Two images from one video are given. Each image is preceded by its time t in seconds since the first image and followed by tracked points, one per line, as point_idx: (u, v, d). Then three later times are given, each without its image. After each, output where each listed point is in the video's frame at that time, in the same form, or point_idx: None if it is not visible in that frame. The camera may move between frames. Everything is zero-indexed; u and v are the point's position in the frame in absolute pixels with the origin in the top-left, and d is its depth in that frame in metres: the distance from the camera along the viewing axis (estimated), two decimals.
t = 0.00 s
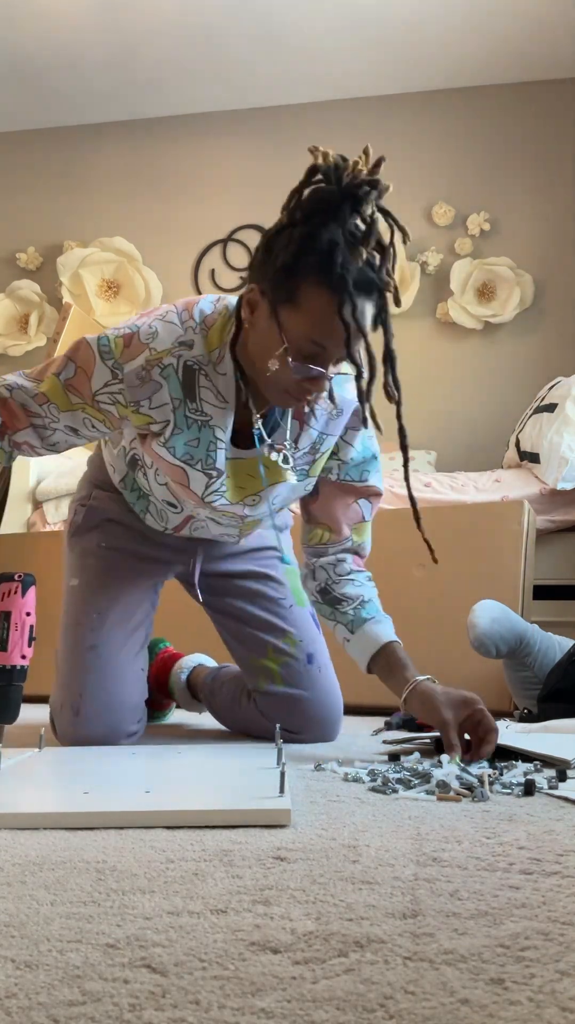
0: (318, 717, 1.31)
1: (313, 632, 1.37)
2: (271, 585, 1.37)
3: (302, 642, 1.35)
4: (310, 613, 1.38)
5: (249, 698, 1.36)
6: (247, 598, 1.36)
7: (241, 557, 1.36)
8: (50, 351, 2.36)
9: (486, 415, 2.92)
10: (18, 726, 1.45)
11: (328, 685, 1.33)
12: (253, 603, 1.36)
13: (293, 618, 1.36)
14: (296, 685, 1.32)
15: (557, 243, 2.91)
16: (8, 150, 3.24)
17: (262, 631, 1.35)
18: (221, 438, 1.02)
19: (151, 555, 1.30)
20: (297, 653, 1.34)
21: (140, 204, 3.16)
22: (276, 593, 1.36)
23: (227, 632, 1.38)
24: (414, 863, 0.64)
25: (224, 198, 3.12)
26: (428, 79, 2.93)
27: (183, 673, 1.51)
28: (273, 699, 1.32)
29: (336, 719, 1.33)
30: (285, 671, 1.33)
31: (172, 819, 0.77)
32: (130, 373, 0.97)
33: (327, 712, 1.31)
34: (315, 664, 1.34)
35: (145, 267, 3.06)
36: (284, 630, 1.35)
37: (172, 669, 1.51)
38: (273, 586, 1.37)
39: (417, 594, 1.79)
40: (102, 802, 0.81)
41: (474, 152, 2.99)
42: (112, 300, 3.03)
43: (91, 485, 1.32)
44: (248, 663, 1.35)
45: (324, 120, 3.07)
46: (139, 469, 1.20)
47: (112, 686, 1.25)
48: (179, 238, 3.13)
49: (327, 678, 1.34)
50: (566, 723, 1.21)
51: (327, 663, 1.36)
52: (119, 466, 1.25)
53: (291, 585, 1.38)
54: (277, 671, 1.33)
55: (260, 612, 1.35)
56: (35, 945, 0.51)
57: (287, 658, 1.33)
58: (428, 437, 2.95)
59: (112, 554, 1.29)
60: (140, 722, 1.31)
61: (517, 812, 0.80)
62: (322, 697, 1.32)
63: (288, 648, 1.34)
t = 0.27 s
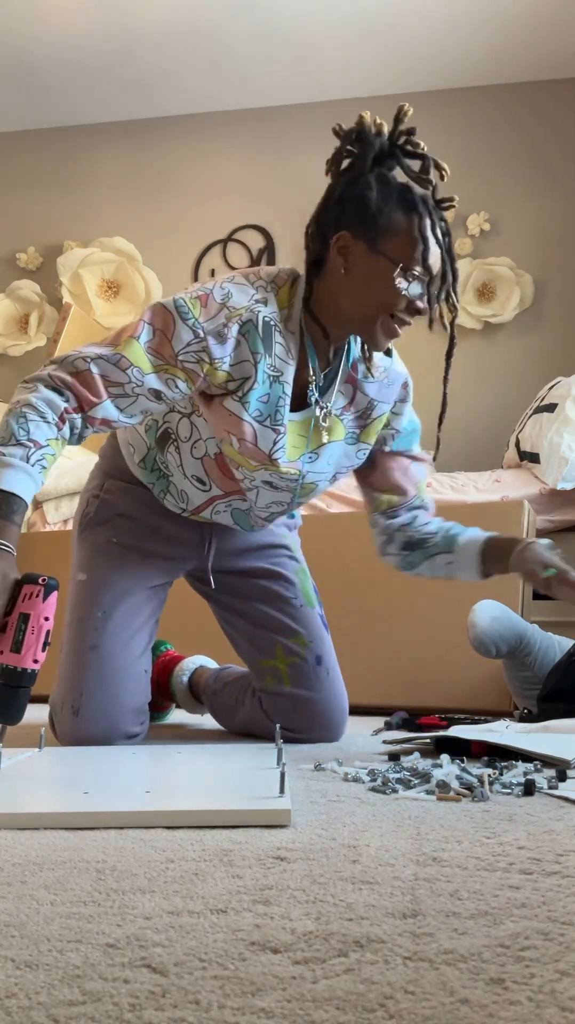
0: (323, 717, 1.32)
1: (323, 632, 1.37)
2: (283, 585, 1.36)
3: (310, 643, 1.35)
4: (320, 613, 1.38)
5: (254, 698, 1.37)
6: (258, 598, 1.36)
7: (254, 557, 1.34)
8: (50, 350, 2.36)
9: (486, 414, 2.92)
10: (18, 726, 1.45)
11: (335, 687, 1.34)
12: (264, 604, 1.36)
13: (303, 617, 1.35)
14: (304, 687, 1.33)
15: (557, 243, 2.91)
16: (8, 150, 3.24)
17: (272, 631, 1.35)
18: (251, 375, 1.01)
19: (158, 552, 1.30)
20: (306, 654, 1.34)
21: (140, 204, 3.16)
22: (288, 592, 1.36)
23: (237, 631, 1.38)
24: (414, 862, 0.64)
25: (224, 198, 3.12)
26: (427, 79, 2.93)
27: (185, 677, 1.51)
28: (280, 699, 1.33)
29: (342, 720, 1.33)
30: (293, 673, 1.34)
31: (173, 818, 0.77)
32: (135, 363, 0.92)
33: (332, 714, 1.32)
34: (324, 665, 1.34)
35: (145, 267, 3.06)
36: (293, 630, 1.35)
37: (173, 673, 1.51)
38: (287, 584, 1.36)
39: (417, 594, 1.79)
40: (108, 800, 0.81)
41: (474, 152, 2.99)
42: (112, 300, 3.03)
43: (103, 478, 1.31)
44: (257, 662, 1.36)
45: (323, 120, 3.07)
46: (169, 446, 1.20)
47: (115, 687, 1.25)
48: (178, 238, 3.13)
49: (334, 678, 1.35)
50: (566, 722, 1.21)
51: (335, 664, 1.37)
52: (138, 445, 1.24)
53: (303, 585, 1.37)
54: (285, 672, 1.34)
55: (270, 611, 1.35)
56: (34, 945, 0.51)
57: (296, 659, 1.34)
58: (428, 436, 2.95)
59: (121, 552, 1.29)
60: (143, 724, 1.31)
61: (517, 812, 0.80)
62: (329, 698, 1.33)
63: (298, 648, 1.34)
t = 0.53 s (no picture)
0: (323, 717, 1.31)
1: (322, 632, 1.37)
2: (282, 584, 1.36)
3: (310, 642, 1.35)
4: (319, 613, 1.38)
5: (254, 698, 1.36)
6: (257, 598, 1.36)
7: (252, 556, 1.35)
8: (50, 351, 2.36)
9: (486, 414, 2.92)
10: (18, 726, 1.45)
11: (335, 686, 1.34)
12: (263, 603, 1.36)
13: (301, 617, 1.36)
14: (303, 686, 1.32)
15: (557, 244, 2.91)
16: (8, 150, 3.24)
17: (272, 631, 1.35)
18: (229, 375, 1.03)
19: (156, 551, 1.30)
20: (306, 654, 1.34)
21: (140, 204, 3.17)
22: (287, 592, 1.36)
23: (236, 631, 1.38)
24: (414, 863, 0.64)
25: (224, 198, 3.12)
26: (427, 79, 2.93)
27: (185, 677, 1.51)
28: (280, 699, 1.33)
29: (342, 719, 1.33)
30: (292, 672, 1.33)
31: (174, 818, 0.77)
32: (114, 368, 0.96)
33: (333, 713, 1.31)
34: (323, 665, 1.34)
35: (145, 267, 3.06)
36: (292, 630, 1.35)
37: (173, 674, 1.51)
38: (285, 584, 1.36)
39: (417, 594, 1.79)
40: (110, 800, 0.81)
41: (474, 152, 2.99)
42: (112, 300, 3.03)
43: (100, 478, 1.31)
44: (257, 662, 1.35)
45: (323, 120, 3.07)
46: (162, 446, 1.19)
47: (116, 687, 1.26)
48: (178, 238, 3.13)
49: (333, 678, 1.34)
50: (566, 722, 1.21)
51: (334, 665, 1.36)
52: (132, 445, 1.25)
53: (301, 584, 1.37)
54: (285, 671, 1.34)
55: (269, 611, 1.35)
56: (35, 945, 0.51)
57: (295, 658, 1.33)
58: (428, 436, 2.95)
59: (121, 551, 1.28)
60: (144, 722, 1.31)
61: (517, 812, 0.80)
62: (329, 698, 1.32)
63: (297, 648, 1.34)
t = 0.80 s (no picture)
0: (320, 717, 1.31)
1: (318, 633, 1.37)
2: (274, 585, 1.36)
3: (305, 643, 1.35)
4: (312, 614, 1.38)
5: (252, 698, 1.36)
6: (250, 599, 1.36)
7: (244, 557, 1.35)
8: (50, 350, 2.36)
9: (486, 414, 2.92)
10: (18, 726, 1.45)
11: (332, 686, 1.33)
12: (257, 603, 1.36)
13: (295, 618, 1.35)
14: (299, 686, 1.32)
15: (557, 244, 2.91)
16: (7, 150, 3.24)
17: (268, 631, 1.35)
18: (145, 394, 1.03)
19: (144, 555, 1.31)
20: (301, 654, 1.34)
21: (140, 204, 3.17)
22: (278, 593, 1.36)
23: (231, 633, 1.38)
24: (414, 862, 0.64)
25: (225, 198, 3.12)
26: (429, 79, 2.93)
27: (187, 677, 1.51)
28: (277, 700, 1.32)
29: (340, 719, 1.32)
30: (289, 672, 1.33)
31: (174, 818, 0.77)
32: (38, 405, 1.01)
33: (331, 713, 1.31)
34: (319, 665, 1.34)
35: (144, 267, 3.06)
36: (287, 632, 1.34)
37: (175, 673, 1.51)
38: (276, 585, 1.36)
39: (417, 594, 1.79)
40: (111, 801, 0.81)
41: (474, 152, 2.99)
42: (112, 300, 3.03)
43: (86, 490, 1.34)
44: (253, 663, 1.35)
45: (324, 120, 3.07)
46: (130, 463, 1.21)
47: (113, 687, 1.26)
48: (178, 238, 3.13)
49: (330, 678, 1.34)
50: (566, 722, 1.21)
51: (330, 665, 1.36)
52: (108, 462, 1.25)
53: (294, 584, 1.38)
54: (281, 672, 1.33)
55: (264, 611, 1.35)
56: (35, 945, 0.51)
57: (291, 660, 1.33)
58: (427, 436, 2.95)
59: (109, 555, 1.30)
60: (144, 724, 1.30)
61: (517, 811, 0.80)
62: (325, 698, 1.32)
63: (292, 648, 1.34)
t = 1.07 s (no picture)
0: (217, 693, 1.21)
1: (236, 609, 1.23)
2: (196, 556, 1.22)
3: (217, 617, 1.22)
4: (227, 586, 1.22)
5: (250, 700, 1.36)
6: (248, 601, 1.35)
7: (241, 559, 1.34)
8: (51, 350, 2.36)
9: (486, 414, 2.92)
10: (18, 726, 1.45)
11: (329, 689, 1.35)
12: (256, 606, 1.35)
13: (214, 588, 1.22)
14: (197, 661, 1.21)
15: (557, 244, 2.91)
16: (7, 150, 3.24)
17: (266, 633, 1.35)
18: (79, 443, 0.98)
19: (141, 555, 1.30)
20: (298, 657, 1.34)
21: (141, 204, 3.17)
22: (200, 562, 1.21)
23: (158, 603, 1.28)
24: (414, 862, 0.64)
25: (225, 198, 3.12)
26: (429, 79, 2.93)
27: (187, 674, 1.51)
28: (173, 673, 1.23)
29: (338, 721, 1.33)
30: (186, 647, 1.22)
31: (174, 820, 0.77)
32: None
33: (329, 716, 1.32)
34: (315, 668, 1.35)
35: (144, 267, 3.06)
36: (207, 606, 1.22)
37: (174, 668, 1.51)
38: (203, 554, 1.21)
39: (417, 594, 1.79)
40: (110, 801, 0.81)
41: (474, 153, 2.99)
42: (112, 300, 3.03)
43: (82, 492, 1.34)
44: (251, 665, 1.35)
45: (326, 121, 3.07)
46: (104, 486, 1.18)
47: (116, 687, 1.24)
48: (178, 238, 3.13)
49: (238, 660, 1.23)
50: (566, 722, 1.21)
51: (236, 644, 1.23)
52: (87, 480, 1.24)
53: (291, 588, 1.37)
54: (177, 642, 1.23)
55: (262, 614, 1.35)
56: (35, 945, 0.51)
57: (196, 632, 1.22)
58: (427, 436, 2.95)
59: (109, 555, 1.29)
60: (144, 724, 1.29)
61: (517, 811, 0.80)
62: (223, 680, 1.21)
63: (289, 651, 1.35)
